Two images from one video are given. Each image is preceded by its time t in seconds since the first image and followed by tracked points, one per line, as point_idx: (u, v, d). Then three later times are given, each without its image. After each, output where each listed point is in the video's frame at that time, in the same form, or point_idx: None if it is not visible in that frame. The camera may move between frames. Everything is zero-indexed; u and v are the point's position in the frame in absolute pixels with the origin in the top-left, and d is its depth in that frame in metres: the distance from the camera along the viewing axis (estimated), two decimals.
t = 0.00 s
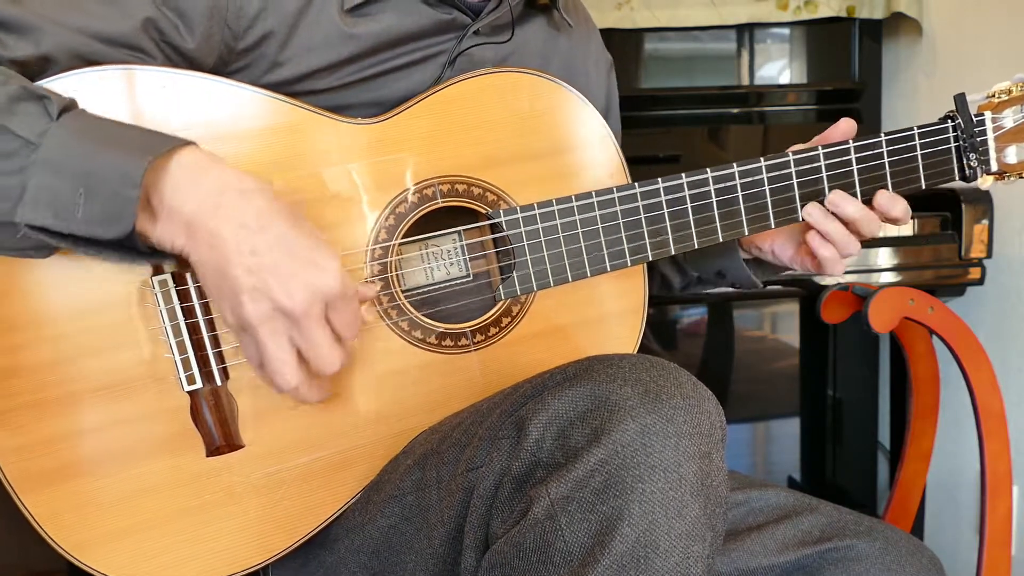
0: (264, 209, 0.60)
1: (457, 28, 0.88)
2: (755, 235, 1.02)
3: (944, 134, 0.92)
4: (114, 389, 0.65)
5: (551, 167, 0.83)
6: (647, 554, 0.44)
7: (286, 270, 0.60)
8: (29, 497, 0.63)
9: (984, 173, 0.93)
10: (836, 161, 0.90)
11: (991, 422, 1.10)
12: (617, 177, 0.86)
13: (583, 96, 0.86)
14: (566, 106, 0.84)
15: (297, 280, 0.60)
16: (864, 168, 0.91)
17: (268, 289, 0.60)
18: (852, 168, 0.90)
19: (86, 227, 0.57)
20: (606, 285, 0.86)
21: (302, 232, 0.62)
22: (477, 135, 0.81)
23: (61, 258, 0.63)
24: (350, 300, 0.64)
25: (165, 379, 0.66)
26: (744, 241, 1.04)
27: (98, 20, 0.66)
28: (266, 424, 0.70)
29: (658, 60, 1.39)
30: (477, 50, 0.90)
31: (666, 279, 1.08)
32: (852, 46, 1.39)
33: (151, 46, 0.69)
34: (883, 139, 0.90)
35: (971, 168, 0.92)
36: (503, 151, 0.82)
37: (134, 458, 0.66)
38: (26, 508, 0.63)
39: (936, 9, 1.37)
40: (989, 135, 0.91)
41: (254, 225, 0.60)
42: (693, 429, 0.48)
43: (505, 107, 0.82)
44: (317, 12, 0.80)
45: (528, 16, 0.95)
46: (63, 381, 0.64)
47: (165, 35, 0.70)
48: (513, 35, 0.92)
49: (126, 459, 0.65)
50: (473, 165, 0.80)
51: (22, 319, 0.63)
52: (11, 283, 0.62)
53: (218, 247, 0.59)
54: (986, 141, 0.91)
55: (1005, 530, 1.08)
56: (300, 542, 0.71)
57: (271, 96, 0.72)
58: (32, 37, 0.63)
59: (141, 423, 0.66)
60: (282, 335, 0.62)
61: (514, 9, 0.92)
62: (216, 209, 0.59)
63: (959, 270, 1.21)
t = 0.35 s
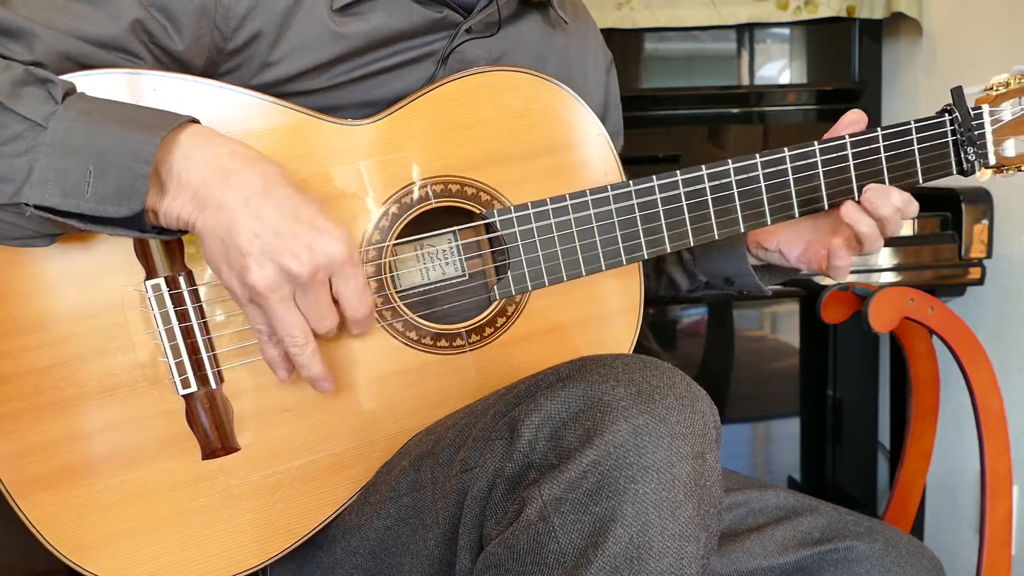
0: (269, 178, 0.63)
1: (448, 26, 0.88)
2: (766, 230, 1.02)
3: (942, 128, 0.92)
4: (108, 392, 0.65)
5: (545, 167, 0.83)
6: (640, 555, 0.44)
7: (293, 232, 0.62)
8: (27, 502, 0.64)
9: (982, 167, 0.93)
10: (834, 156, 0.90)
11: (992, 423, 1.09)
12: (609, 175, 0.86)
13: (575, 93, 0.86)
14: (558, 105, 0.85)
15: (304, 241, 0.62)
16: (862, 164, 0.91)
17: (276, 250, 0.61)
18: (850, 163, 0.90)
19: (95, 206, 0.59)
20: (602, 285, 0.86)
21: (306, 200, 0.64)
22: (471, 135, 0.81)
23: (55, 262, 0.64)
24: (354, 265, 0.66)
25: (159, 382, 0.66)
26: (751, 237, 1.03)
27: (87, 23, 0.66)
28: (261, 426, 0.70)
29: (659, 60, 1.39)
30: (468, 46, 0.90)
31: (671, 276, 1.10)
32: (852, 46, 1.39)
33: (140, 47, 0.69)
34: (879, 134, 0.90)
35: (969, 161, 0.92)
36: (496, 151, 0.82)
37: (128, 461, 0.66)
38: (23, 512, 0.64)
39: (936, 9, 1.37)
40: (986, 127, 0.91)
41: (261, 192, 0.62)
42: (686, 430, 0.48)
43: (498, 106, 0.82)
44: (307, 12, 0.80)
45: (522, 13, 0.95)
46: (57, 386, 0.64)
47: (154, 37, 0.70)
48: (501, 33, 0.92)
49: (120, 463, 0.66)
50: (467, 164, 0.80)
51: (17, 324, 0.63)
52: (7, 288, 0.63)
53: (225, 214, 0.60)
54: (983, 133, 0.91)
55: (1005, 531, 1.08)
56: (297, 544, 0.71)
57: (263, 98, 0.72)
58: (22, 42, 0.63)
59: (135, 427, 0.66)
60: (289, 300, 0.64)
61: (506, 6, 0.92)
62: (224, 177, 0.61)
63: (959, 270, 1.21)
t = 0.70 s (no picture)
0: (275, 189, 0.62)
1: (449, 25, 0.88)
2: (833, 213, 1.00)
3: (935, 130, 0.93)
4: (111, 392, 0.65)
5: (547, 167, 0.83)
6: (645, 554, 0.44)
7: (297, 248, 0.61)
8: (29, 503, 0.64)
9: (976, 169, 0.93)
10: (832, 157, 0.90)
11: (991, 422, 1.10)
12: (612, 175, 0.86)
13: (578, 94, 0.86)
14: (561, 106, 0.85)
15: (308, 258, 0.61)
16: (858, 166, 0.91)
17: (279, 265, 0.61)
18: (847, 164, 0.91)
19: (98, 212, 0.58)
20: (604, 285, 0.86)
21: (312, 212, 0.64)
22: (474, 135, 0.81)
23: (58, 262, 0.63)
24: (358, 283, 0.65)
25: (162, 382, 0.66)
26: (821, 223, 1.02)
27: (91, 21, 0.66)
28: (264, 425, 0.70)
29: (659, 60, 1.39)
30: (469, 44, 0.89)
31: (698, 271, 1.07)
32: (852, 46, 1.39)
33: (144, 45, 0.69)
34: (875, 135, 0.91)
35: (963, 163, 0.93)
36: (500, 151, 0.82)
37: (131, 461, 0.66)
38: (25, 514, 0.64)
39: (936, 9, 1.37)
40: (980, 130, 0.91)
41: (265, 203, 0.61)
42: (691, 429, 0.48)
43: (501, 107, 0.82)
44: (310, 10, 0.79)
45: (523, 11, 0.95)
46: (62, 386, 0.64)
47: (158, 34, 0.70)
48: (501, 31, 0.92)
49: (123, 462, 0.66)
50: (471, 164, 0.80)
51: (20, 324, 0.63)
52: (8, 288, 0.62)
53: (229, 224, 0.60)
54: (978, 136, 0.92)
55: (1004, 530, 1.08)
56: (299, 543, 0.71)
57: (268, 97, 0.71)
58: (26, 40, 0.63)
59: (137, 426, 0.66)
60: (291, 316, 0.63)
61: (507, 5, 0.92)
62: (228, 188, 0.60)
63: (959, 270, 1.21)
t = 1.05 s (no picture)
0: (284, 164, 0.62)
1: (453, 23, 0.88)
2: (832, 215, 1.01)
3: (944, 132, 0.93)
4: (113, 389, 0.65)
5: (551, 166, 0.83)
6: (648, 555, 0.44)
7: (307, 220, 0.61)
8: (31, 500, 0.63)
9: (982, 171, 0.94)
10: (837, 156, 0.90)
11: (991, 422, 1.10)
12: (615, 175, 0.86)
13: (581, 93, 0.86)
14: (565, 106, 0.85)
15: (319, 230, 0.62)
16: (864, 167, 0.91)
17: (291, 237, 0.61)
18: (852, 166, 0.91)
19: (110, 187, 0.58)
20: (606, 285, 0.86)
21: (322, 187, 0.64)
22: (478, 134, 0.80)
23: (63, 256, 0.63)
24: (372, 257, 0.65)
25: (165, 380, 0.66)
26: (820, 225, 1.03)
27: (95, 18, 0.66)
28: (266, 424, 0.70)
29: (659, 60, 1.39)
30: (473, 43, 0.89)
31: (699, 269, 1.07)
32: (852, 46, 1.40)
33: (149, 42, 0.69)
34: (882, 138, 0.91)
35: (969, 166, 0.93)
36: (503, 151, 0.82)
37: (133, 458, 0.66)
38: (27, 511, 0.63)
39: (936, 9, 1.37)
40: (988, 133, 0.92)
41: (275, 178, 0.61)
42: (694, 430, 0.48)
43: (506, 106, 0.82)
44: (314, 8, 0.79)
45: (527, 11, 0.95)
46: (64, 383, 0.64)
47: (162, 31, 0.70)
48: (507, 30, 0.92)
49: (125, 460, 0.65)
50: (474, 163, 0.80)
51: (21, 321, 0.63)
52: (10, 285, 0.62)
53: (240, 198, 0.60)
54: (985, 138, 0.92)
55: (1004, 529, 1.08)
56: (300, 542, 0.71)
57: (272, 96, 0.71)
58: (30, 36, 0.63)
59: (138, 423, 0.66)
60: (303, 288, 0.63)
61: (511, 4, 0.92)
62: (238, 163, 0.60)
63: (959, 270, 1.21)
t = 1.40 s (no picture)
0: (280, 165, 0.62)
1: (451, 22, 0.88)
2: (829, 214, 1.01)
3: (949, 130, 0.93)
4: (111, 389, 0.65)
5: (550, 165, 0.83)
6: (645, 555, 0.44)
7: (304, 219, 0.61)
8: (29, 500, 0.63)
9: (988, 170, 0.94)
10: (842, 158, 0.90)
11: (991, 422, 1.10)
12: (614, 175, 0.86)
13: (580, 92, 0.86)
14: (564, 105, 0.85)
15: (316, 228, 0.61)
16: (867, 166, 0.91)
17: (288, 237, 0.60)
18: (857, 164, 0.91)
19: (108, 190, 0.58)
20: (606, 285, 0.86)
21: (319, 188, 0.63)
22: (476, 133, 0.80)
23: (60, 255, 0.63)
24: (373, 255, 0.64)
25: (163, 380, 0.66)
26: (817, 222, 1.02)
27: (94, 19, 0.66)
28: (264, 424, 0.70)
29: (658, 60, 1.39)
30: (472, 42, 0.89)
31: (696, 270, 1.07)
32: (852, 46, 1.40)
33: (147, 43, 0.70)
34: (885, 136, 0.91)
35: (976, 164, 0.93)
36: (501, 150, 0.82)
37: (131, 458, 0.66)
38: (26, 510, 0.64)
39: (936, 9, 1.37)
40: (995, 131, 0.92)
41: (271, 179, 0.61)
42: (691, 431, 0.48)
43: (505, 105, 0.82)
44: (312, 8, 0.79)
45: (527, 10, 0.94)
46: (62, 383, 0.64)
47: (160, 31, 0.70)
48: (506, 29, 0.92)
49: (124, 460, 0.65)
50: (471, 163, 0.80)
51: (20, 322, 0.63)
52: (9, 285, 0.62)
53: (237, 200, 0.60)
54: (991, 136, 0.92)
55: (1004, 530, 1.08)
56: (298, 542, 0.71)
57: (270, 97, 0.72)
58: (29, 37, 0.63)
59: (136, 423, 0.66)
60: (303, 288, 0.63)
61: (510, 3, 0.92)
62: (234, 165, 0.60)
63: (959, 270, 1.21)
